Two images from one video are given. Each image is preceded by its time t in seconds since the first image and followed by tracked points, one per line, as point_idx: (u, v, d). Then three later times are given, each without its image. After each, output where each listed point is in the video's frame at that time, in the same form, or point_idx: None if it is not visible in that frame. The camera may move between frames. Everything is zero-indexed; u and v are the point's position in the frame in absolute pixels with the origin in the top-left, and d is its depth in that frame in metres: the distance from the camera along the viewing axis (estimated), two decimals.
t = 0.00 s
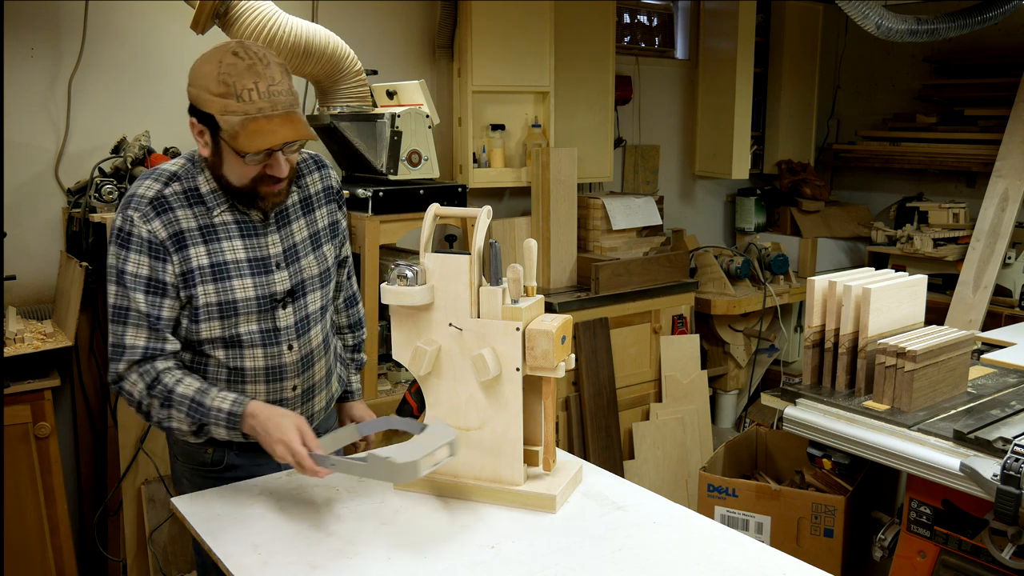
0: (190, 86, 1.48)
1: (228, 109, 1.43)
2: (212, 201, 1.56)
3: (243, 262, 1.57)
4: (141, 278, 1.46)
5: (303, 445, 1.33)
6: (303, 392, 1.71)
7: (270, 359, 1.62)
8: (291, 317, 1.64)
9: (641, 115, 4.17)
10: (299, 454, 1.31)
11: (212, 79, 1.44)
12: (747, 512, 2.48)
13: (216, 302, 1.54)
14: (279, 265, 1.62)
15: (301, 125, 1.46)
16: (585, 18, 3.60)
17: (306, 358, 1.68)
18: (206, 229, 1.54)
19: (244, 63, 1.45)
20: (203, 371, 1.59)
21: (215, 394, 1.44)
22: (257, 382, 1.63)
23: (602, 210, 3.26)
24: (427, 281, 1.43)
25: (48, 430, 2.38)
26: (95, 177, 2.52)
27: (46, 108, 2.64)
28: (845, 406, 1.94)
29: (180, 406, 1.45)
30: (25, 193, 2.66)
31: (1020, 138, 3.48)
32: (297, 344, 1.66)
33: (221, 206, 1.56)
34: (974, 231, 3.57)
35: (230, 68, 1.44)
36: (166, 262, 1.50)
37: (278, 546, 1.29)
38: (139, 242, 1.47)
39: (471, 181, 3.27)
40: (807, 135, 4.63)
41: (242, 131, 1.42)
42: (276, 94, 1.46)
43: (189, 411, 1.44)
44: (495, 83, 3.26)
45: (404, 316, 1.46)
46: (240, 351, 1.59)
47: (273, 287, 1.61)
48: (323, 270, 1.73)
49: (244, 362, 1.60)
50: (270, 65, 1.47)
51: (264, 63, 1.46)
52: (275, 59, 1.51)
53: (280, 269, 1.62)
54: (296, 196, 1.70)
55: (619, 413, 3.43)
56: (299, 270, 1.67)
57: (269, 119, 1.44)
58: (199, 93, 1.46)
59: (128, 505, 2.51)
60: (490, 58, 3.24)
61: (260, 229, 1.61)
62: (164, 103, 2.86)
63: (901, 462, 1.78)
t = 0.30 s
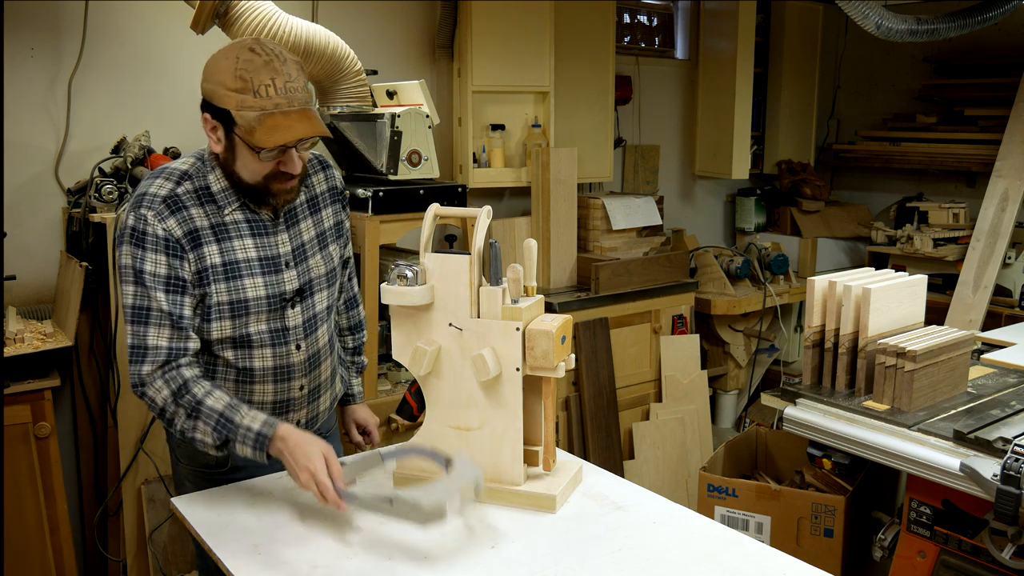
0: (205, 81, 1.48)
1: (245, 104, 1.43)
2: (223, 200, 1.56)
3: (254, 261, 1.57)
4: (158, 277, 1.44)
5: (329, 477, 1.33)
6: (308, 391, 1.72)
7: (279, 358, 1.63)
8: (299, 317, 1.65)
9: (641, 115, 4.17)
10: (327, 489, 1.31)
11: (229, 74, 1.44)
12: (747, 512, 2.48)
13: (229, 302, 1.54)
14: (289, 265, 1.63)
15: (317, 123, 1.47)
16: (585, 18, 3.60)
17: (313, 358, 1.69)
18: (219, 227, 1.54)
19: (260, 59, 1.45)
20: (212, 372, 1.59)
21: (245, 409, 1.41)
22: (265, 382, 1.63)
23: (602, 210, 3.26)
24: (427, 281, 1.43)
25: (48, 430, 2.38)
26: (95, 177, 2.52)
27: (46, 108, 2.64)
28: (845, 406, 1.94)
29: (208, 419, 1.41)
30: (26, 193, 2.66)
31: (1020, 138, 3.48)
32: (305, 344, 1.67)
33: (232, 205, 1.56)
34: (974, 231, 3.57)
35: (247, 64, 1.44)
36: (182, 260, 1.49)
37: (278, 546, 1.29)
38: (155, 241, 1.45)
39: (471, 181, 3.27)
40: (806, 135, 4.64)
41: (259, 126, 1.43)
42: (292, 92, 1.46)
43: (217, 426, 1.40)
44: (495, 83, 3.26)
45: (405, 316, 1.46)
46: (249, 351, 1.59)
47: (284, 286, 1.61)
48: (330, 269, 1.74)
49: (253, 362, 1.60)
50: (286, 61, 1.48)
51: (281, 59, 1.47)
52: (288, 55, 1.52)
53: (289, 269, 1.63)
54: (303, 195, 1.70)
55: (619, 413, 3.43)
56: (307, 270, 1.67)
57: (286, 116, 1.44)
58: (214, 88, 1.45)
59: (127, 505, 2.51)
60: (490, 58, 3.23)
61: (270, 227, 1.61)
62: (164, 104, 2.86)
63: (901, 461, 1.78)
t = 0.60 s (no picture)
0: (211, 79, 1.49)
1: (248, 103, 1.44)
2: (228, 200, 1.56)
3: (257, 262, 1.57)
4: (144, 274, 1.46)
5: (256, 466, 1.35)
6: (314, 391, 1.70)
7: (283, 359, 1.62)
8: (304, 317, 1.64)
9: (641, 115, 4.18)
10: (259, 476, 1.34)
11: (234, 72, 1.45)
12: (747, 512, 2.48)
13: (228, 302, 1.54)
14: (293, 265, 1.63)
15: (321, 121, 1.47)
16: (585, 18, 3.59)
17: (318, 358, 1.69)
18: (220, 228, 1.55)
19: (266, 57, 1.46)
20: (213, 372, 1.59)
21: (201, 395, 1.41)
22: (270, 382, 1.62)
23: (602, 210, 3.26)
24: (427, 281, 1.43)
25: (48, 430, 2.38)
26: (95, 177, 2.52)
27: (46, 109, 2.64)
28: (845, 406, 1.94)
29: (161, 401, 1.41)
30: (26, 193, 2.66)
31: (1020, 138, 3.49)
32: (310, 344, 1.66)
33: (237, 205, 1.57)
34: (974, 231, 3.57)
35: (252, 62, 1.45)
36: (178, 260, 1.50)
37: (278, 545, 1.29)
38: (149, 242, 1.46)
39: (471, 181, 3.27)
40: (806, 135, 4.64)
41: (262, 125, 1.42)
42: (296, 90, 1.46)
43: (167, 408, 1.40)
44: (495, 83, 3.27)
45: (405, 316, 1.46)
46: (253, 351, 1.59)
47: (287, 287, 1.61)
48: (336, 270, 1.73)
49: (257, 363, 1.60)
50: (292, 61, 1.48)
51: (287, 58, 1.48)
52: (294, 54, 1.52)
53: (293, 269, 1.62)
54: (310, 196, 1.70)
55: (619, 413, 3.43)
56: (312, 270, 1.66)
57: (291, 114, 1.44)
58: (219, 85, 1.47)
59: (127, 505, 2.51)
60: (490, 58, 3.24)
61: (274, 228, 1.61)
62: (164, 104, 2.86)
63: (901, 461, 1.78)
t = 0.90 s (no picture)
0: (204, 81, 1.50)
1: (241, 106, 1.44)
2: (219, 196, 1.59)
3: (245, 259, 1.60)
4: (116, 254, 1.53)
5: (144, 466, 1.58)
6: (309, 393, 1.69)
7: (272, 358, 1.63)
8: (294, 317, 1.65)
9: (641, 115, 4.18)
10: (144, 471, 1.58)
11: (226, 75, 1.45)
12: (747, 512, 2.48)
13: (211, 294, 1.58)
14: (284, 264, 1.64)
15: (314, 124, 1.46)
16: (585, 18, 3.60)
17: (312, 359, 1.68)
18: (209, 223, 1.58)
19: (259, 59, 1.46)
20: (204, 364, 1.62)
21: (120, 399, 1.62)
22: (260, 380, 1.63)
23: (602, 210, 3.26)
24: (427, 281, 1.43)
25: (48, 431, 2.38)
26: (95, 177, 2.52)
27: (46, 109, 2.64)
28: (846, 405, 1.94)
29: (87, 382, 1.60)
30: (26, 194, 2.66)
31: (1020, 138, 3.49)
32: (302, 344, 1.66)
33: (228, 202, 1.59)
34: (974, 231, 3.57)
35: (244, 64, 1.45)
36: (158, 247, 1.55)
37: (278, 545, 1.29)
38: (128, 227, 1.52)
39: (471, 181, 3.27)
40: (806, 135, 4.64)
41: (254, 129, 1.44)
42: (290, 93, 1.46)
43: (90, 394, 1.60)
44: (495, 84, 3.27)
45: (404, 316, 1.46)
46: (242, 348, 1.61)
47: (277, 286, 1.62)
48: (333, 271, 1.72)
49: (246, 360, 1.61)
50: (285, 62, 1.48)
51: (280, 60, 1.47)
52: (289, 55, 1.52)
53: (284, 268, 1.64)
54: (308, 196, 1.70)
55: (619, 413, 3.43)
56: (305, 271, 1.67)
57: (282, 117, 1.45)
58: (212, 88, 1.47)
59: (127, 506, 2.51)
60: (489, 58, 3.23)
61: (266, 226, 1.62)
62: (164, 104, 2.86)
63: (901, 461, 1.78)
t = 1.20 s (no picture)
0: (188, 86, 1.49)
1: (226, 110, 1.44)
2: (205, 193, 1.59)
3: (232, 256, 1.60)
4: (107, 256, 1.55)
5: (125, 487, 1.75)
6: (300, 390, 1.69)
7: (262, 355, 1.63)
8: (283, 314, 1.65)
9: (641, 115, 4.18)
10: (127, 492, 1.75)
11: (210, 80, 1.45)
12: (747, 512, 2.48)
13: (199, 292, 1.58)
14: (271, 261, 1.64)
15: (299, 127, 1.47)
16: (584, 18, 3.60)
17: (302, 356, 1.68)
18: (195, 220, 1.58)
19: (242, 63, 1.46)
20: (195, 363, 1.63)
21: (113, 427, 1.69)
22: (249, 378, 1.63)
23: (602, 210, 3.26)
24: (427, 281, 1.43)
25: (48, 431, 2.38)
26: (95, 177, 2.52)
27: (46, 109, 2.64)
28: (845, 406, 1.94)
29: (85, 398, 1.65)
30: (26, 193, 2.66)
31: (1020, 138, 3.49)
32: (291, 341, 1.66)
33: (213, 199, 1.60)
34: (974, 231, 3.57)
35: (227, 69, 1.45)
36: (146, 248, 1.55)
37: (278, 546, 1.29)
38: (117, 227, 1.54)
39: (471, 181, 3.27)
40: (806, 135, 4.64)
41: (240, 133, 1.43)
42: (274, 96, 1.46)
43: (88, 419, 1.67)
44: (495, 84, 3.27)
45: (404, 316, 1.46)
46: (231, 346, 1.61)
47: (264, 282, 1.62)
48: (323, 267, 1.71)
49: (235, 357, 1.62)
50: (269, 65, 1.47)
51: (263, 63, 1.47)
52: (273, 56, 1.52)
53: (271, 264, 1.64)
54: (295, 192, 1.69)
55: (619, 413, 3.43)
56: (293, 267, 1.66)
57: (268, 121, 1.45)
58: (196, 92, 1.47)
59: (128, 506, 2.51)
60: (489, 57, 3.24)
61: (252, 223, 1.62)
62: (164, 104, 2.86)
63: (900, 461, 1.78)
